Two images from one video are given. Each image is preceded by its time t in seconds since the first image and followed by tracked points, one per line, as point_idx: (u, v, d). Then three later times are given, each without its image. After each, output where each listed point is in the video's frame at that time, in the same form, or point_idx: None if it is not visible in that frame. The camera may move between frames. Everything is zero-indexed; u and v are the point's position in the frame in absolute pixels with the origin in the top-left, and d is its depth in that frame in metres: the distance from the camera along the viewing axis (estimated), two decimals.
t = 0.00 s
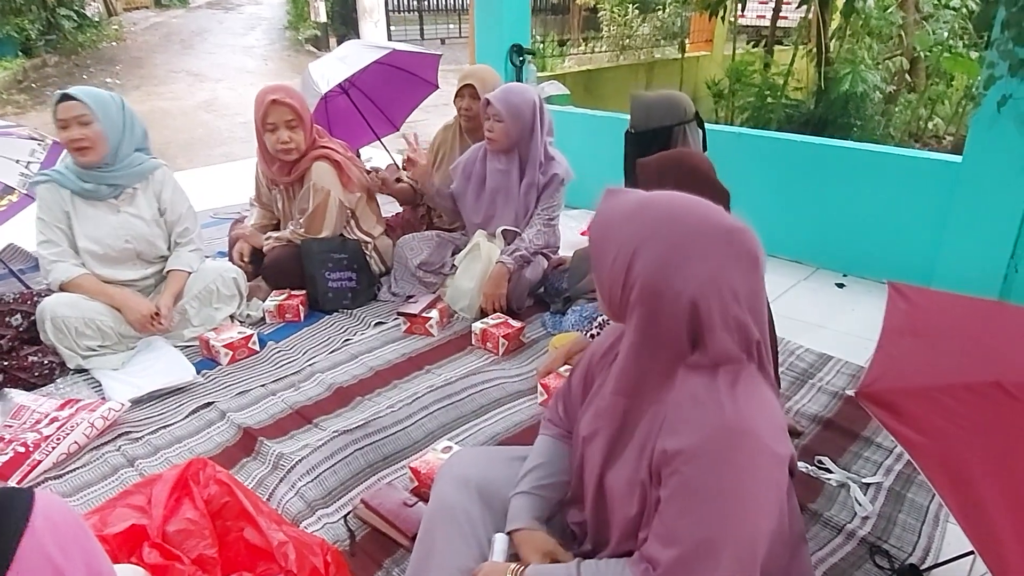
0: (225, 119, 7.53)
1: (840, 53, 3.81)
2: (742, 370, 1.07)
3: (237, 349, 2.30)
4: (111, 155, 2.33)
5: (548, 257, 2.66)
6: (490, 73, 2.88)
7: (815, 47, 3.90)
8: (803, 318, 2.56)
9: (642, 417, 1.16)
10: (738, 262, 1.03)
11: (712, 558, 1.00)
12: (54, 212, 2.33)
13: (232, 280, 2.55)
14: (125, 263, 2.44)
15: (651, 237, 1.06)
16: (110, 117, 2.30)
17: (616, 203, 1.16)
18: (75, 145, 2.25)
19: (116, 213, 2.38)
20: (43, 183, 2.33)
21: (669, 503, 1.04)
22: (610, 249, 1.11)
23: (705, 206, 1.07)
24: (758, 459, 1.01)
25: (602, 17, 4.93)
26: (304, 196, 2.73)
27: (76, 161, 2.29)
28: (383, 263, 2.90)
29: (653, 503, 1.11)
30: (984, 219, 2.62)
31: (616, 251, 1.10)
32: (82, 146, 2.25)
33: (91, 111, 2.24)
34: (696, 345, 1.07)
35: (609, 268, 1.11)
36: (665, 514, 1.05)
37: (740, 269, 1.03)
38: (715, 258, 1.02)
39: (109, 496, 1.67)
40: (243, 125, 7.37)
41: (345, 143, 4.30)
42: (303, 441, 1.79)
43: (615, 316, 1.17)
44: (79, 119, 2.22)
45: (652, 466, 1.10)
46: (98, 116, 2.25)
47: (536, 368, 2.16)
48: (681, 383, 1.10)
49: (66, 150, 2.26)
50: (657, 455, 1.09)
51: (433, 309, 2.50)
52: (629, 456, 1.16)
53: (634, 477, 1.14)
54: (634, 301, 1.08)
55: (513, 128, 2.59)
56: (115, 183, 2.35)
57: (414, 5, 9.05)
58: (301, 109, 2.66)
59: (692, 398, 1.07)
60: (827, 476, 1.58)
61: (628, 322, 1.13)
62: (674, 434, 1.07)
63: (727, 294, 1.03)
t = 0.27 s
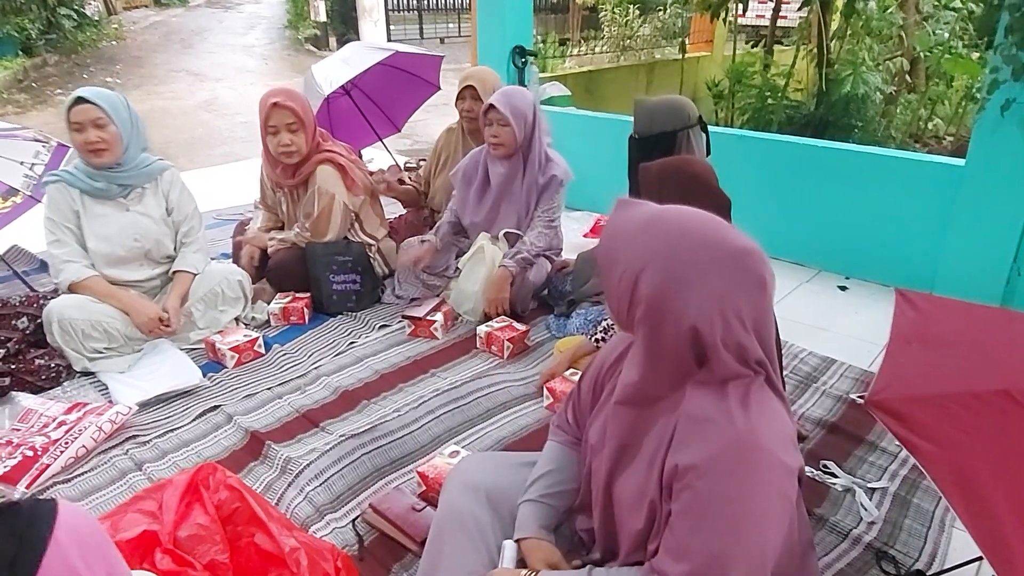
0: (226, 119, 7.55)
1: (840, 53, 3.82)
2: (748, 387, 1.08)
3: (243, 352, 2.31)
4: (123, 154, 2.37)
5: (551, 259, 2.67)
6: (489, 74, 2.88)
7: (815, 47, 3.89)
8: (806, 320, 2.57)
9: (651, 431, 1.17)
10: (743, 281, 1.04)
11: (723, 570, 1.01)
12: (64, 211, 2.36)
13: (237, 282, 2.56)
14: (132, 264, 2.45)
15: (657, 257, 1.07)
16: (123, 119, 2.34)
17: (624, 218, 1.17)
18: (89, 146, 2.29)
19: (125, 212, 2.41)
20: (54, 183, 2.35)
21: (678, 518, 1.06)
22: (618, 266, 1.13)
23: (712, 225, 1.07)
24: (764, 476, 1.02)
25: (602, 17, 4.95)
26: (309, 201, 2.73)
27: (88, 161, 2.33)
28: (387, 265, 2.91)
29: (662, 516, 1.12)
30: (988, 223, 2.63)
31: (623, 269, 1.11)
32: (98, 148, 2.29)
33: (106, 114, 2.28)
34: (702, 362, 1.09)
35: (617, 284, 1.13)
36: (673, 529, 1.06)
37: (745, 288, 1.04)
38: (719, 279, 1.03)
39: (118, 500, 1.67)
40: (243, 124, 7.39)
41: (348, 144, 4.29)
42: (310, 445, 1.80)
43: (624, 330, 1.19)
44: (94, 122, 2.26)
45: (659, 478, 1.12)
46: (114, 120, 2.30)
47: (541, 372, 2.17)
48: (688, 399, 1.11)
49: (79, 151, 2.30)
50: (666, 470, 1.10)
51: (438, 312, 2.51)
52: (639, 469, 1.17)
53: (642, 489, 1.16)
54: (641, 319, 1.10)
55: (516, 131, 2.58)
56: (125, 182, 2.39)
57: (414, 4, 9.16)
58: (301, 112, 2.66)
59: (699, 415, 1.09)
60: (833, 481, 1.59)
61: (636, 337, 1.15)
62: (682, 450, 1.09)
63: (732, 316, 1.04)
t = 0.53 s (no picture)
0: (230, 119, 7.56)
1: (846, 55, 3.83)
2: (767, 396, 1.09)
3: (254, 354, 2.32)
4: (132, 157, 2.38)
5: (559, 262, 2.67)
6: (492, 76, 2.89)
7: (819, 49, 3.89)
8: (814, 325, 2.57)
9: (667, 441, 1.18)
10: (758, 294, 1.05)
11: None
12: (75, 211, 2.36)
13: (248, 284, 2.56)
14: (142, 263, 2.45)
15: (674, 269, 1.08)
16: (132, 123, 2.33)
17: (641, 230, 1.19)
18: (96, 151, 2.29)
19: (136, 211, 2.42)
20: (65, 183, 2.36)
21: (695, 529, 1.07)
22: (634, 278, 1.14)
23: (729, 237, 1.08)
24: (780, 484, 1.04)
25: (606, 17, 4.97)
26: (319, 206, 2.75)
27: (97, 164, 2.35)
28: (394, 267, 2.91)
29: (679, 526, 1.14)
30: (997, 227, 2.64)
31: (640, 280, 1.12)
32: (103, 153, 2.30)
33: (112, 120, 2.27)
34: (718, 373, 1.10)
35: (634, 294, 1.14)
36: (691, 540, 1.08)
37: (761, 301, 1.05)
38: (735, 293, 1.04)
39: (132, 503, 1.68)
40: (247, 124, 7.39)
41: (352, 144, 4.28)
42: (323, 448, 1.81)
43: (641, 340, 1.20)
44: (100, 128, 2.26)
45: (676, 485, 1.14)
46: (120, 126, 2.29)
47: (551, 375, 2.17)
48: (704, 410, 1.12)
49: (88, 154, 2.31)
50: (683, 481, 1.12)
51: (447, 315, 2.51)
52: (655, 479, 1.18)
53: (659, 499, 1.17)
54: (657, 331, 1.11)
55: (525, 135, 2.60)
56: (135, 183, 2.40)
57: (417, 3, 9.12)
58: (307, 115, 2.67)
59: (716, 427, 1.10)
60: (844, 487, 1.60)
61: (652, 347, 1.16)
62: (699, 462, 1.10)
63: (748, 327, 1.05)
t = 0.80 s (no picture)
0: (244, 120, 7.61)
1: (863, 60, 3.82)
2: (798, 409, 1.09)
3: (276, 358, 2.34)
4: (156, 163, 2.40)
5: (577, 268, 2.68)
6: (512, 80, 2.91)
7: (836, 53, 3.90)
8: (834, 334, 2.57)
9: (696, 453, 1.19)
10: (789, 307, 1.05)
11: None
12: (101, 215, 2.39)
13: (270, 288, 2.59)
14: (166, 267, 2.48)
15: (703, 282, 1.08)
16: (158, 129, 2.34)
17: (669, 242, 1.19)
18: (121, 156, 2.32)
19: (159, 216, 2.44)
20: (91, 188, 2.40)
21: (728, 542, 1.08)
22: (664, 290, 1.14)
23: (757, 249, 1.09)
24: (814, 497, 1.04)
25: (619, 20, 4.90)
26: (341, 209, 2.77)
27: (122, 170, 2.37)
28: (413, 271, 2.89)
29: (710, 539, 1.14)
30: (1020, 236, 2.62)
31: (669, 292, 1.13)
32: (127, 159, 2.32)
33: (138, 127, 2.29)
34: (749, 386, 1.11)
35: (663, 306, 1.15)
36: (723, 553, 1.08)
37: (792, 314, 1.05)
38: (765, 306, 1.05)
39: (161, 506, 1.70)
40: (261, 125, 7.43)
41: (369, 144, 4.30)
42: (348, 454, 1.83)
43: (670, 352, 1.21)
44: (125, 133, 2.28)
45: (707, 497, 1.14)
46: (145, 133, 2.31)
47: (572, 383, 2.18)
48: (734, 423, 1.13)
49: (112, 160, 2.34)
50: (715, 494, 1.12)
51: (467, 320, 2.52)
52: (685, 491, 1.19)
53: (688, 511, 1.18)
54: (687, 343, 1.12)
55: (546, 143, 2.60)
56: (159, 188, 2.41)
57: (428, 5, 9.17)
58: (331, 119, 2.69)
59: (747, 439, 1.10)
60: (871, 500, 1.60)
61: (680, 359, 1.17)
62: (731, 475, 1.11)
63: (779, 338, 1.05)
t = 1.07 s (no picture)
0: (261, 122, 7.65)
1: (886, 67, 3.76)
2: (831, 429, 1.07)
3: (300, 365, 2.35)
4: (180, 171, 2.41)
5: (600, 276, 2.67)
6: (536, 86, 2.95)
7: (857, 59, 3.86)
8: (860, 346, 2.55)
9: (726, 474, 1.17)
10: (823, 328, 1.04)
11: None
12: (128, 223, 2.42)
13: (294, 295, 2.61)
14: (191, 274, 2.51)
15: (735, 302, 1.07)
16: (182, 139, 2.35)
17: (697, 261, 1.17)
18: (145, 163, 2.33)
19: (184, 224, 2.46)
20: (118, 196, 2.42)
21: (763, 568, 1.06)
22: (694, 311, 1.13)
23: (788, 269, 1.08)
24: (852, 521, 1.02)
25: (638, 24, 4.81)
26: (365, 215, 2.78)
27: (147, 176, 2.39)
28: (435, 278, 2.91)
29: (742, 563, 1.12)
30: None
31: (699, 313, 1.12)
32: (151, 165, 2.34)
33: (163, 135, 2.31)
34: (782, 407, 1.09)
35: (693, 326, 1.13)
36: None
37: (825, 335, 1.04)
38: (798, 327, 1.04)
39: (189, 514, 1.71)
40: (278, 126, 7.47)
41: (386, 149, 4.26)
42: (374, 463, 1.83)
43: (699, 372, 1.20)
44: (150, 139, 2.30)
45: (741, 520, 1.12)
46: (170, 141, 2.32)
47: (597, 394, 2.18)
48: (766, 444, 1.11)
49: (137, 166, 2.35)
50: (749, 518, 1.10)
51: (490, 328, 2.52)
52: (716, 513, 1.17)
53: (720, 534, 1.16)
54: (718, 364, 1.10)
55: (570, 151, 2.61)
56: (184, 196, 2.43)
57: (444, 6, 9.27)
58: (355, 125, 2.69)
59: (779, 462, 1.08)
60: (903, 520, 1.59)
61: (711, 379, 1.15)
62: (765, 499, 1.09)
63: (813, 359, 1.04)
